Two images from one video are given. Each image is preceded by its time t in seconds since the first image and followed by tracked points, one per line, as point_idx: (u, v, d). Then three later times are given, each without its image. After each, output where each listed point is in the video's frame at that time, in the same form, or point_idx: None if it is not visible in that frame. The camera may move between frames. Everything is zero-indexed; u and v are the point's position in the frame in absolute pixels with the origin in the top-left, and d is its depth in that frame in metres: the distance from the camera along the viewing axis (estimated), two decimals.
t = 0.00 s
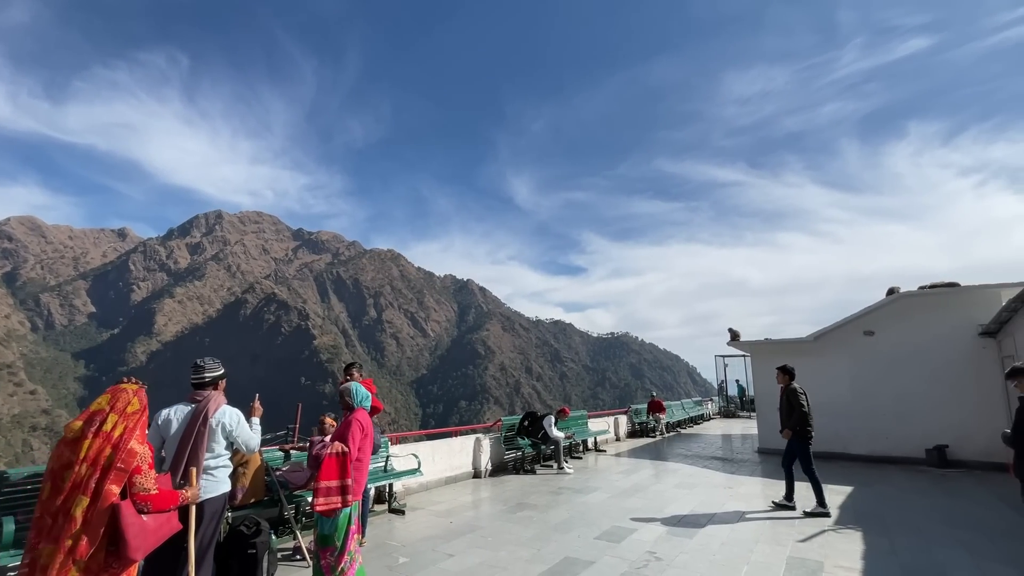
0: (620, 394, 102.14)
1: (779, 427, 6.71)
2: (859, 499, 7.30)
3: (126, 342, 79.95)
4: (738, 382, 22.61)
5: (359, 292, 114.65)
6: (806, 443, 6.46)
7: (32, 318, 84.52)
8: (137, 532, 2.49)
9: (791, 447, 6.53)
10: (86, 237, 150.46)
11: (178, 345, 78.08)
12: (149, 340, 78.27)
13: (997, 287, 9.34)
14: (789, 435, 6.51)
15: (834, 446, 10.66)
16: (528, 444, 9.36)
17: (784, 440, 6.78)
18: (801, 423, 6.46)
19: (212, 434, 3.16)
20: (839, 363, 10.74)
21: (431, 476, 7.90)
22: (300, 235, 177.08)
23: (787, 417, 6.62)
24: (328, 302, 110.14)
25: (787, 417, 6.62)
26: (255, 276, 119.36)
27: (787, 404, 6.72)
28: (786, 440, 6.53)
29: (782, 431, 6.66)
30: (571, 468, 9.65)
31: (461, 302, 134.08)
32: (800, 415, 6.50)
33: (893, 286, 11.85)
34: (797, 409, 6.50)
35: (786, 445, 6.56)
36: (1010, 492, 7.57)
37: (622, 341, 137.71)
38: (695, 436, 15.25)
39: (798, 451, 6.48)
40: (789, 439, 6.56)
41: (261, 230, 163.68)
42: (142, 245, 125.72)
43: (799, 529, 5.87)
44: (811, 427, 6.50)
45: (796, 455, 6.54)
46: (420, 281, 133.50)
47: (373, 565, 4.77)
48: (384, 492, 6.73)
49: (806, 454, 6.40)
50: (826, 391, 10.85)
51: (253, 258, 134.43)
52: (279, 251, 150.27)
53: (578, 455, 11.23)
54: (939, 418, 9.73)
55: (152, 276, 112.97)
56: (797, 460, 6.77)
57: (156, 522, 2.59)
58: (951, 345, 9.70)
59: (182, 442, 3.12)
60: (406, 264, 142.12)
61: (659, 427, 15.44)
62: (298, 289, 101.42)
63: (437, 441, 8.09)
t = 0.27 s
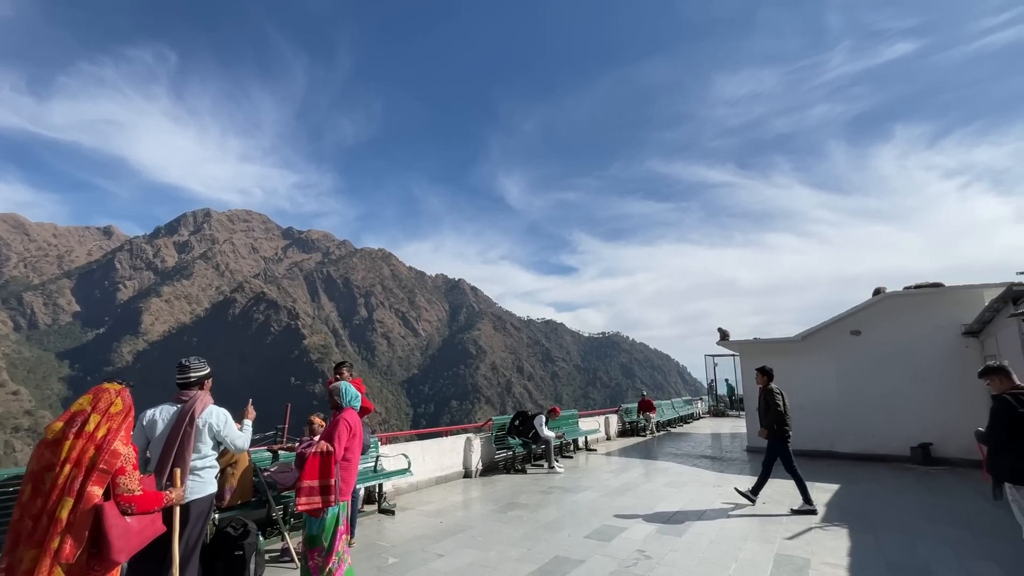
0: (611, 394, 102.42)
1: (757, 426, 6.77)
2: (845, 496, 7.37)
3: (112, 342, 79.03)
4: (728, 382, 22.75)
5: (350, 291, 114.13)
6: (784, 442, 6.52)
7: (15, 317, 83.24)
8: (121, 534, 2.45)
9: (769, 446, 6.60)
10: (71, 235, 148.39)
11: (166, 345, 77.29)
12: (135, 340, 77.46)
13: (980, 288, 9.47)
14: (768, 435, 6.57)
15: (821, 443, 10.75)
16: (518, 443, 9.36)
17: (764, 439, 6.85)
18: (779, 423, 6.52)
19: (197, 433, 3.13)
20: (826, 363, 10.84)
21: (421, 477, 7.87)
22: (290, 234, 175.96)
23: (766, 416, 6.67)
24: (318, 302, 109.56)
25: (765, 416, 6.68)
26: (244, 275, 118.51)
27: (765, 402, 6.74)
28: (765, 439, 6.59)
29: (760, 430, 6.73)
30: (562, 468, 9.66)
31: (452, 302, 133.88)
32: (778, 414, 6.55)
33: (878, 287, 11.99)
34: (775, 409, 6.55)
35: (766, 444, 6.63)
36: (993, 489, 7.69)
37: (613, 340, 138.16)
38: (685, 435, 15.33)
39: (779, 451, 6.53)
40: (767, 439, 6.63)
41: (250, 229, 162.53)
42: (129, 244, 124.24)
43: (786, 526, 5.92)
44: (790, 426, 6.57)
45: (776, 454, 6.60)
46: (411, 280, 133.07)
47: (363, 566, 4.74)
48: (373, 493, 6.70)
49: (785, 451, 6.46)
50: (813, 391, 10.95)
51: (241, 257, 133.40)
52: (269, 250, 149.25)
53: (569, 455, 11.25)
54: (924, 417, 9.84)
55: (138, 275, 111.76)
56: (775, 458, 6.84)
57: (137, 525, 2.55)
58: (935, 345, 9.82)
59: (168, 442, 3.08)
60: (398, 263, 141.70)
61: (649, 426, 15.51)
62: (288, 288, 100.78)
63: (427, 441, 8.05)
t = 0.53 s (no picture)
0: (606, 394, 102.60)
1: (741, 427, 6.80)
2: (836, 495, 7.41)
3: (103, 341, 78.40)
4: (721, 380, 22.87)
5: (344, 290, 113.77)
6: (767, 441, 6.57)
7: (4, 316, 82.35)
8: (111, 534, 2.43)
9: (753, 446, 6.65)
10: (61, 234, 146.95)
11: (157, 344, 76.72)
12: (127, 340, 76.88)
13: (970, 287, 9.55)
14: (752, 435, 6.60)
15: (813, 442, 10.81)
16: (513, 443, 9.36)
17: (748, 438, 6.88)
18: (762, 422, 6.56)
19: (188, 434, 3.11)
20: (818, 362, 10.91)
21: (415, 477, 7.85)
22: (284, 233, 175.17)
23: (749, 417, 6.70)
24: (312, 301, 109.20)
25: (749, 416, 6.70)
26: (236, 275, 117.93)
27: (748, 403, 6.79)
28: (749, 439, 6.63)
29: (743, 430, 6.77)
30: (556, 468, 9.66)
31: (447, 302, 133.75)
32: (762, 414, 6.58)
33: (870, 287, 12.09)
34: (758, 409, 6.58)
35: (748, 445, 6.66)
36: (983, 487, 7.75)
37: (608, 340, 138.48)
38: (678, 434, 15.38)
39: (763, 451, 6.58)
40: (751, 438, 6.66)
41: (243, 228, 161.77)
42: (120, 242, 123.27)
43: (778, 525, 5.94)
44: (772, 426, 6.60)
45: (758, 453, 6.64)
46: (405, 280, 132.85)
47: (356, 567, 4.72)
48: (367, 493, 6.67)
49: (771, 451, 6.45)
50: (806, 391, 11.00)
51: (234, 256, 132.69)
52: (262, 249, 148.41)
53: (563, 454, 11.27)
54: (914, 416, 9.92)
55: (129, 274, 110.89)
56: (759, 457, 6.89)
57: (129, 526, 2.54)
58: (926, 344, 9.89)
59: (161, 445, 3.05)
60: (392, 263, 141.39)
61: (644, 425, 15.55)
62: (281, 288, 100.34)
63: (421, 441, 8.03)
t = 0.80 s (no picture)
0: (601, 394, 102.68)
1: (725, 426, 6.84)
2: (830, 494, 7.45)
3: (96, 341, 77.94)
4: (716, 380, 22.94)
5: (339, 290, 113.50)
6: (750, 441, 6.61)
7: None
8: (104, 534, 2.42)
9: (737, 446, 6.68)
10: (53, 233, 145.82)
11: (151, 344, 76.30)
12: (120, 340, 76.45)
13: (962, 287, 9.62)
14: (737, 435, 6.64)
15: (807, 441, 10.84)
16: (508, 443, 9.37)
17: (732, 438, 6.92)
18: (746, 422, 6.59)
19: (182, 435, 3.09)
20: (812, 362, 10.95)
21: (410, 477, 7.84)
22: (279, 233, 174.71)
23: (734, 417, 6.73)
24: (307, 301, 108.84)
25: (732, 416, 6.73)
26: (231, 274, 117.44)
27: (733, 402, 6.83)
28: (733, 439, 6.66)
29: (728, 430, 6.80)
30: (551, 467, 9.68)
31: (443, 302, 133.65)
32: (745, 414, 6.61)
33: (863, 287, 12.15)
34: (741, 408, 6.61)
35: (733, 444, 6.69)
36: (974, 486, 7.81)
37: (604, 339, 138.67)
38: (673, 433, 15.43)
39: (744, 450, 6.63)
40: (735, 438, 6.70)
41: (238, 228, 161.19)
42: (113, 242, 122.54)
43: (772, 524, 5.96)
44: (754, 426, 6.64)
45: (741, 453, 6.68)
46: (401, 280, 132.67)
47: (351, 567, 4.71)
48: (362, 493, 6.66)
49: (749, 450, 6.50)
50: (801, 390, 11.04)
51: (229, 256, 132.15)
52: (257, 249, 147.90)
53: (558, 454, 11.28)
54: (907, 414, 9.98)
55: (123, 273, 110.28)
56: (744, 456, 6.93)
57: (122, 527, 2.52)
58: (918, 344, 9.95)
59: (154, 446, 3.03)
60: (388, 262, 141.22)
61: (639, 424, 15.59)
62: (276, 288, 100.02)
63: (416, 441, 8.03)
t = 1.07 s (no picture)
0: (600, 393, 102.65)
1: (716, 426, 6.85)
2: (826, 493, 7.45)
3: (93, 341, 77.75)
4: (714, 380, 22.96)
5: (338, 290, 113.37)
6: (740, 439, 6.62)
7: None
8: (100, 536, 2.41)
9: (728, 444, 6.70)
10: (50, 232, 145.42)
11: (149, 344, 76.13)
12: (117, 340, 76.26)
13: (958, 287, 9.64)
14: (728, 434, 6.65)
15: (805, 441, 10.86)
16: (506, 443, 9.37)
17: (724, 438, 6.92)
18: (737, 422, 6.60)
19: (179, 436, 3.08)
20: (809, 362, 10.97)
21: (409, 477, 7.83)
22: (277, 232, 174.54)
23: (723, 417, 6.74)
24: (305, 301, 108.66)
25: (725, 415, 6.73)
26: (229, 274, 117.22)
27: (724, 402, 6.85)
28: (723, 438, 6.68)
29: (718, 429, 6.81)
30: (549, 467, 9.67)
31: (442, 302, 133.59)
32: (735, 414, 6.62)
33: (861, 286, 12.15)
34: (732, 408, 6.63)
35: (725, 444, 6.70)
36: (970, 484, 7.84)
37: (602, 339, 138.74)
38: (672, 433, 15.42)
39: (734, 449, 6.64)
40: (727, 438, 6.70)
41: (236, 228, 160.97)
42: (111, 242, 122.27)
43: (769, 524, 5.96)
44: (745, 426, 6.65)
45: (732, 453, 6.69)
46: (400, 280, 132.59)
47: (350, 568, 4.71)
48: (359, 493, 6.65)
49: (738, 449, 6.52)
50: (798, 389, 11.06)
51: (227, 256, 131.97)
52: (255, 249, 147.71)
53: (556, 454, 11.28)
54: (901, 414, 10.02)
55: (120, 273, 110.02)
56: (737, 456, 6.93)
57: (120, 527, 2.51)
58: (915, 343, 9.97)
59: (151, 447, 3.02)
60: (387, 262, 141.13)
61: (637, 424, 15.59)
62: (274, 287, 99.88)
63: (414, 441, 8.03)
